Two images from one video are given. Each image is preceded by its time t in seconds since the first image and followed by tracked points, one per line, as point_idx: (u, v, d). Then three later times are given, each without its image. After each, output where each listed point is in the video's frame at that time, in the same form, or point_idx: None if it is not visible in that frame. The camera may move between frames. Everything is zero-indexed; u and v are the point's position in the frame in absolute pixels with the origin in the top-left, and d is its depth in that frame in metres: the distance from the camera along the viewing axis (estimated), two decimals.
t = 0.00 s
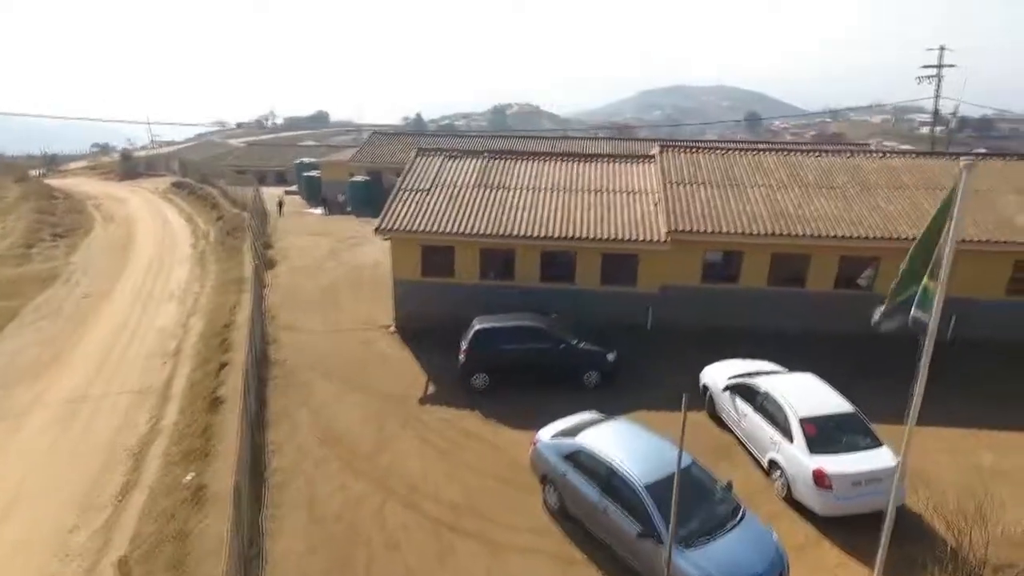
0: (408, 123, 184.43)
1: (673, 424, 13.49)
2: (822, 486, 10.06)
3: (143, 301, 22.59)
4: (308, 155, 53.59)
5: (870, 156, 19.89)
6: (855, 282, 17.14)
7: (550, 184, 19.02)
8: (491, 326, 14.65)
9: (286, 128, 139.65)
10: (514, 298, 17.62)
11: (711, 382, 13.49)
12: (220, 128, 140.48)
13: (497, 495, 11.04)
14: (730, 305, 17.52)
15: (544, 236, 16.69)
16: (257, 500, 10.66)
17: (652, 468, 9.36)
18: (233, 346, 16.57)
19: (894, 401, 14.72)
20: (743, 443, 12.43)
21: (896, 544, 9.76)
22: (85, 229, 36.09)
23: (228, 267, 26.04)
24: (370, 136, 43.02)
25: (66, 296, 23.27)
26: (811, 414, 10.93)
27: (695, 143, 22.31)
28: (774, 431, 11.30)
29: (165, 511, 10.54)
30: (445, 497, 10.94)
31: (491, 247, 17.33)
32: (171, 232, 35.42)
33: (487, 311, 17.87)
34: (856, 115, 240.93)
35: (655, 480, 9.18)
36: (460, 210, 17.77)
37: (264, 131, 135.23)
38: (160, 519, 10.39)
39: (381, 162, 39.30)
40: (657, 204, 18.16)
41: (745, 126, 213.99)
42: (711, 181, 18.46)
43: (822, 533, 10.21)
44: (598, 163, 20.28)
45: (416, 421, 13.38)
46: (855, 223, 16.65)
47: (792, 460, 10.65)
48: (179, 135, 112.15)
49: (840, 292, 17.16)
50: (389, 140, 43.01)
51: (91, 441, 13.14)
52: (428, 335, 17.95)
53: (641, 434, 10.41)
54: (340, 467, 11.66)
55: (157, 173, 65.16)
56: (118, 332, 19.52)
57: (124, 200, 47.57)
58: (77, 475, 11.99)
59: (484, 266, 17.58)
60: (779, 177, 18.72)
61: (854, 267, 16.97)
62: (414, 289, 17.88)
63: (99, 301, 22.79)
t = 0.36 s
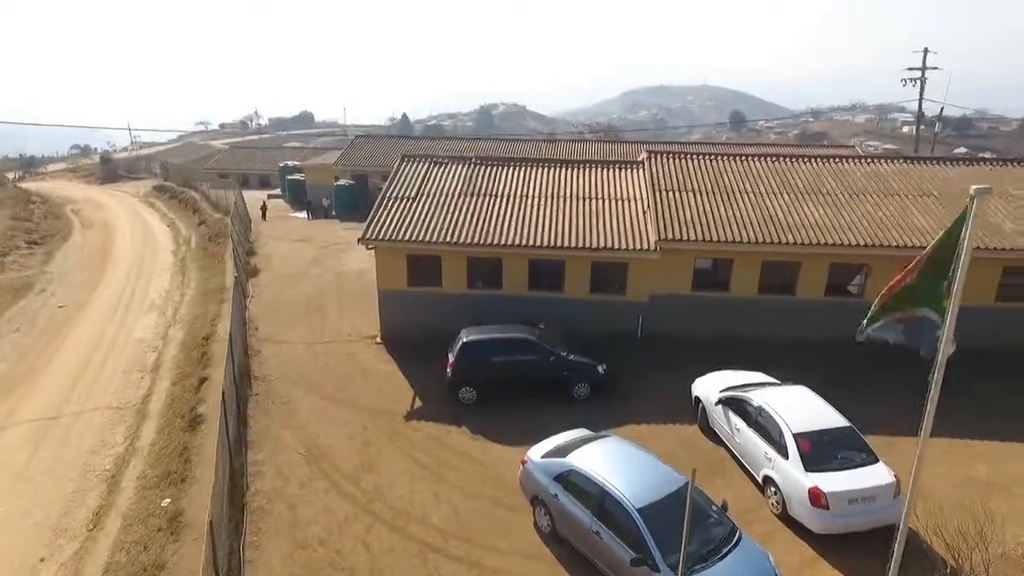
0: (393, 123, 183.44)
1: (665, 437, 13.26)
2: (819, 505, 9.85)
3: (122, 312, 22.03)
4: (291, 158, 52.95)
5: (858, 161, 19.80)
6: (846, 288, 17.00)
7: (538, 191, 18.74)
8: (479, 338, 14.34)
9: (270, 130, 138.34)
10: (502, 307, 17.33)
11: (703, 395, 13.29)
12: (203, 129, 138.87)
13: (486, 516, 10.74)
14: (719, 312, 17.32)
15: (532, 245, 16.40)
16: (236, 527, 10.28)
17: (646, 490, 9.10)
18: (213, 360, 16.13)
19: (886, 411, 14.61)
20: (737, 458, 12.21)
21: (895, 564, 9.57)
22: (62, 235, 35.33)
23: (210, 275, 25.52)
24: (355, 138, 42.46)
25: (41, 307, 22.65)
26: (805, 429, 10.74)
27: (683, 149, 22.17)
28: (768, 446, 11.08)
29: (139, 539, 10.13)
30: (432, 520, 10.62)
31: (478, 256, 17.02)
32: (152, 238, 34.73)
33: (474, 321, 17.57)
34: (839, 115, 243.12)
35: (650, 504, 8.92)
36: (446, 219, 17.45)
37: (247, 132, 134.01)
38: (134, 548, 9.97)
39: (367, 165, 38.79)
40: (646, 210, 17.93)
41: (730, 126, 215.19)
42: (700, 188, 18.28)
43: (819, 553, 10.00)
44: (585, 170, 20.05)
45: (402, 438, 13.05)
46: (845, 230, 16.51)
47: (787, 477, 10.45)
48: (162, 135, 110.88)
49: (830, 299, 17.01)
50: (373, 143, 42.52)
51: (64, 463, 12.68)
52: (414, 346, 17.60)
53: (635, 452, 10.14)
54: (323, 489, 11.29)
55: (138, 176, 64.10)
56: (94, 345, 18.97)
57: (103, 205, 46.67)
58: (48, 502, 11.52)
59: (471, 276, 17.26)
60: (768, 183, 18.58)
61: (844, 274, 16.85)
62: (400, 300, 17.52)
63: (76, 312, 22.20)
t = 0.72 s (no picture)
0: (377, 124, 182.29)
1: (654, 451, 13.00)
2: (814, 523, 9.64)
3: (96, 323, 21.38)
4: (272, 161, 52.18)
5: (844, 166, 19.74)
6: (834, 295, 16.87)
7: (523, 198, 18.44)
8: (464, 351, 14.00)
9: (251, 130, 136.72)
10: (487, 317, 17.01)
11: (693, 407, 13.05)
12: (183, 130, 136.97)
13: (474, 538, 10.42)
14: (708, 320, 17.12)
15: (518, 254, 16.08)
16: (213, 555, 9.87)
17: (639, 513, 8.85)
18: (190, 374, 15.65)
19: (876, 420, 14.48)
20: (728, 472, 11.98)
21: None
22: (36, 241, 34.44)
23: (188, 283, 24.92)
24: (338, 141, 41.87)
25: (12, 319, 21.93)
26: (798, 444, 10.53)
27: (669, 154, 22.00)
28: (761, 462, 10.86)
29: (111, 570, 9.68)
30: (418, 544, 10.27)
31: (463, 265, 16.67)
32: (128, 244, 33.94)
33: (460, 331, 17.22)
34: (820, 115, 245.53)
35: (642, 528, 8.66)
36: (430, 227, 17.08)
37: (228, 133, 132.35)
38: None
39: (350, 168, 38.24)
40: (633, 217, 17.69)
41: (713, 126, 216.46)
42: (687, 194, 18.08)
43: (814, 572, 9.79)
44: (572, 176, 19.80)
45: (387, 455, 12.68)
46: (833, 236, 16.39)
47: (781, 494, 10.22)
48: (141, 137, 109.02)
49: (819, 305, 16.87)
50: (355, 145, 41.95)
51: (33, 487, 12.18)
52: (398, 357, 17.21)
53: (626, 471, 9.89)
54: (304, 512, 10.90)
55: (114, 179, 62.83)
56: (66, 359, 18.35)
57: (78, 209, 45.60)
58: (15, 530, 11.02)
59: (456, 285, 16.91)
60: (755, 189, 18.43)
61: (833, 280, 16.72)
62: (383, 310, 17.12)
63: (48, 323, 21.52)
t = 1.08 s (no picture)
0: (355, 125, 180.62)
1: (643, 468, 12.71)
2: (809, 545, 9.39)
3: (63, 337, 20.59)
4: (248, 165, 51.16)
5: (827, 172, 19.66)
6: (820, 302, 16.72)
7: (506, 206, 18.07)
8: (447, 366, 13.58)
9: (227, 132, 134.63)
10: (470, 329, 16.60)
11: (682, 422, 12.77)
12: (156, 132, 134.44)
13: (457, 566, 10.03)
14: (694, 329, 16.89)
15: (501, 264, 15.71)
16: None
17: (629, 542, 8.55)
18: (161, 393, 15.05)
19: (864, 430, 14.35)
20: (718, 489, 11.71)
21: None
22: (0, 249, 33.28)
23: (160, 293, 24.17)
24: (316, 144, 41.12)
25: None
26: (790, 462, 10.28)
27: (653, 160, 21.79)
28: (752, 480, 10.59)
29: None
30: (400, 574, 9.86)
31: (444, 276, 16.25)
32: (98, 252, 32.95)
33: (442, 345, 16.81)
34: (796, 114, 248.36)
35: (633, 558, 8.34)
36: (411, 237, 16.64)
37: (204, 134, 130.21)
38: None
39: (328, 172, 37.52)
40: (618, 225, 17.41)
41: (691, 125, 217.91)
42: (671, 201, 17.85)
43: None
44: (554, 183, 19.48)
45: (366, 478, 12.25)
46: (818, 244, 16.25)
47: (774, 514, 9.96)
48: (113, 139, 106.91)
49: (805, 313, 16.72)
50: (333, 148, 41.22)
51: None
52: (379, 371, 16.73)
53: (616, 496, 9.60)
54: (280, 542, 10.44)
55: (85, 183, 61.27)
56: (30, 377, 17.60)
57: (46, 215, 44.28)
58: None
59: (437, 296, 16.47)
60: (740, 195, 18.26)
61: (818, 288, 16.58)
62: (362, 323, 16.63)
63: (11, 338, 20.69)
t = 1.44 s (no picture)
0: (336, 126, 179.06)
1: (633, 486, 12.42)
2: (807, 569, 9.13)
3: (32, 353, 19.86)
4: (225, 169, 50.25)
5: (814, 177, 19.55)
6: (809, 309, 16.55)
7: (490, 215, 17.71)
8: (431, 383, 13.18)
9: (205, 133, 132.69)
10: (455, 341, 16.20)
11: (674, 438, 12.50)
12: (132, 133, 132.12)
13: None
14: (682, 339, 16.64)
15: (486, 275, 15.34)
16: None
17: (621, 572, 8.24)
18: (133, 414, 14.48)
19: (855, 441, 14.22)
20: (711, 507, 11.45)
21: None
22: None
23: (134, 305, 23.46)
24: (295, 148, 40.39)
25: None
26: (785, 481, 10.03)
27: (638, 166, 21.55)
28: (747, 499, 10.33)
29: None
30: None
31: (428, 287, 15.84)
32: (70, 261, 32.02)
33: (426, 358, 16.41)
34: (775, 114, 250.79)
35: None
36: (393, 247, 16.22)
37: (182, 136, 128.15)
38: None
39: (308, 177, 36.87)
40: (604, 233, 17.10)
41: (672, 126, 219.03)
42: (658, 208, 17.60)
43: None
44: (539, 190, 19.16)
45: (349, 502, 11.83)
46: (806, 251, 16.08)
47: (770, 536, 9.70)
48: (87, 142, 104.68)
49: (794, 321, 16.55)
50: (313, 152, 40.52)
51: None
52: (361, 386, 16.27)
53: (607, 519, 9.33)
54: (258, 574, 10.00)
55: (57, 187, 59.80)
56: None
57: (16, 222, 43.05)
58: None
59: (421, 308, 16.05)
60: (726, 202, 18.07)
61: (807, 295, 16.42)
62: (344, 336, 16.17)
63: None
